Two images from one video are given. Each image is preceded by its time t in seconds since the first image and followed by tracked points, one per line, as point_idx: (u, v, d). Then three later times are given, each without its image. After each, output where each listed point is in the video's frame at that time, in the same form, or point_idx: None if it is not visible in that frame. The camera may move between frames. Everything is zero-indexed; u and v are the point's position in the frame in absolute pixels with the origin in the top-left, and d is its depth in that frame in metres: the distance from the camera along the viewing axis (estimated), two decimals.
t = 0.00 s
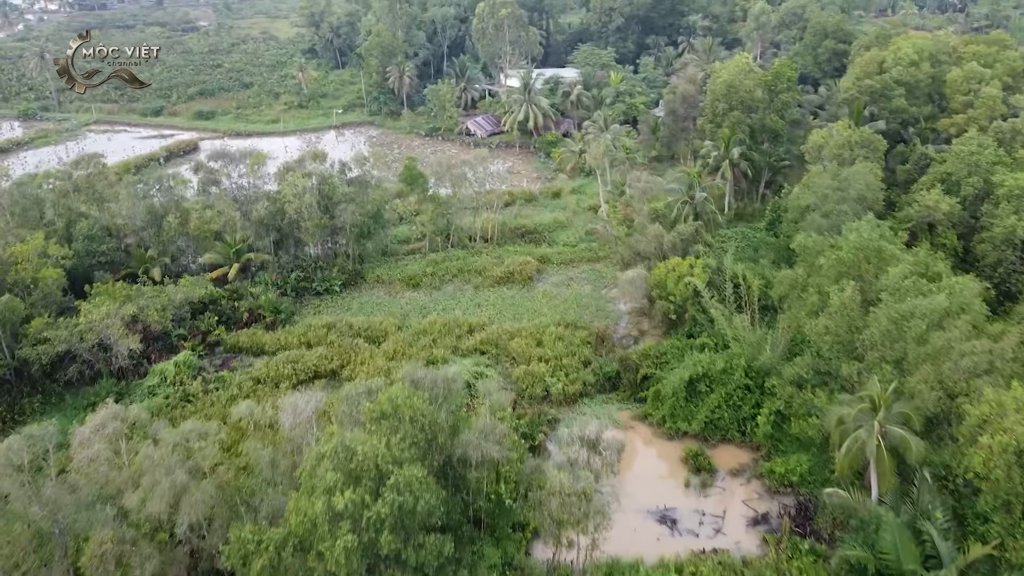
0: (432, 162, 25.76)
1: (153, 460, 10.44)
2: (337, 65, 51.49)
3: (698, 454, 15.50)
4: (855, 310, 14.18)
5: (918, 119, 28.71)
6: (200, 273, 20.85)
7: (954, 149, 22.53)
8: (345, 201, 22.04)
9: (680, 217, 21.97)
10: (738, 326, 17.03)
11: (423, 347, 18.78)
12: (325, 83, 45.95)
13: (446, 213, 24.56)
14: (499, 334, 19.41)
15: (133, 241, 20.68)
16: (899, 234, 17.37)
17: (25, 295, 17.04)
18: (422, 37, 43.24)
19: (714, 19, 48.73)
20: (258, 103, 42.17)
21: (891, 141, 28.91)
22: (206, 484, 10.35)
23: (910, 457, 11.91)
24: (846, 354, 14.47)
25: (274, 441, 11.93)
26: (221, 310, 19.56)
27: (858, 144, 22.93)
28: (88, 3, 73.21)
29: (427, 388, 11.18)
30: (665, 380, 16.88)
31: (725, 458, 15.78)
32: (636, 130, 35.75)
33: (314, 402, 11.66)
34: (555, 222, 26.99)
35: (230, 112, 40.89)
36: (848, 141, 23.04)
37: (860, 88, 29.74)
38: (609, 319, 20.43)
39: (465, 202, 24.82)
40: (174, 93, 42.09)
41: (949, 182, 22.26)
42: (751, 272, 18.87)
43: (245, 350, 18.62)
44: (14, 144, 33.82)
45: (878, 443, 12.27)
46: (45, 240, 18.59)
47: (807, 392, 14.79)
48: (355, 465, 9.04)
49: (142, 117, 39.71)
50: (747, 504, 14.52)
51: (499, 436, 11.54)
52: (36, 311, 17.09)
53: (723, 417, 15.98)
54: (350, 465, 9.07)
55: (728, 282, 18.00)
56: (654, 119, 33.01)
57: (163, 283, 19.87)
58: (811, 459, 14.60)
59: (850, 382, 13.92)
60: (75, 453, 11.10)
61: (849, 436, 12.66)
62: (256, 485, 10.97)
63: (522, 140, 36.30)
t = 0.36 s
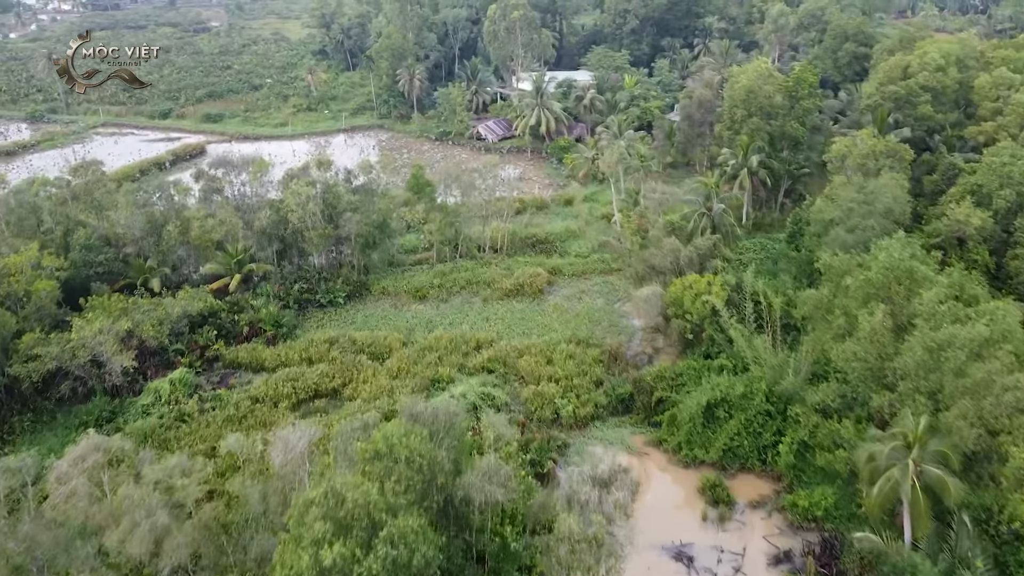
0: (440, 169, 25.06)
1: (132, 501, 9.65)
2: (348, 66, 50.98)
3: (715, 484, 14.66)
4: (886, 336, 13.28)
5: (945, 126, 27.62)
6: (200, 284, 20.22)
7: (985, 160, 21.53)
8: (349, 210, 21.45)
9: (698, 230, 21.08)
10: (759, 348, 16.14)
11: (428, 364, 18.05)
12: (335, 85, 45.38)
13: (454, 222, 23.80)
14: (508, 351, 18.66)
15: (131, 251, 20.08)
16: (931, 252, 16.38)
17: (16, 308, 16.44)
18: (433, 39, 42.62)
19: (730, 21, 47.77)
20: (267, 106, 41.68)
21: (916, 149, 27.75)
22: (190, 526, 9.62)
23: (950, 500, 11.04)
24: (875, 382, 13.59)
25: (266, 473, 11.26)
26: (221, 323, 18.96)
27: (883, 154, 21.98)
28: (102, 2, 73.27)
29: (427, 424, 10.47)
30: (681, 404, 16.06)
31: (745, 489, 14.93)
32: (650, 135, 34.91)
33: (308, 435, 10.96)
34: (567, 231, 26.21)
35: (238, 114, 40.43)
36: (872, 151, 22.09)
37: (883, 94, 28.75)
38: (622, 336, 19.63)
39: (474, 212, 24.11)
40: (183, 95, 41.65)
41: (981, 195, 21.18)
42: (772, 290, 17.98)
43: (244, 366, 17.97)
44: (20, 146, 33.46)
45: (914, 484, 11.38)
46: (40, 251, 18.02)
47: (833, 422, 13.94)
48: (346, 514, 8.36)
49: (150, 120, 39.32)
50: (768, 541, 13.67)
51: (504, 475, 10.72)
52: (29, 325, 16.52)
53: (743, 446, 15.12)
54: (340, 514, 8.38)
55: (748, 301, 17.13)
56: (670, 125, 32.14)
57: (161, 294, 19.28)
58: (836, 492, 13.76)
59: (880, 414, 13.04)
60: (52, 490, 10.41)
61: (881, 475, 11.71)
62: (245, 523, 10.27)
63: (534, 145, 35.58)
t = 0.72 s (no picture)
0: (449, 177, 24.36)
1: (107, 548, 8.95)
2: (358, 68, 50.40)
3: (735, 518, 13.81)
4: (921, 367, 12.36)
5: (973, 133, 26.52)
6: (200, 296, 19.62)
7: (1019, 170, 20.40)
8: (355, 220, 20.79)
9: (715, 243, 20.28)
10: (781, 373, 15.28)
11: (433, 383, 17.30)
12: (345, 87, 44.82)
13: (463, 232, 23.07)
14: (516, 369, 17.88)
15: (130, 261, 19.52)
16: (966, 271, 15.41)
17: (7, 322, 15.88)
18: (444, 41, 41.96)
19: (747, 23, 46.74)
20: (275, 108, 41.17)
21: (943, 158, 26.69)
22: None
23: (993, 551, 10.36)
24: (908, 414, 12.70)
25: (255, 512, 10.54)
26: (220, 337, 18.33)
27: (910, 164, 21.00)
28: (115, 3, 73.28)
29: (425, 464, 9.73)
30: (698, 431, 15.24)
31: (767, 523, 14.09)
32: (665, 141, 34.04)
33: (298, 476, 10.23)
34: (579, 241, 25.40)
35: (247, 117, 39.91)
36: (899, 161, 21.11)
37: (908, 100, 27.72)
38: (636, 354, 18.81)
39: (484, 221, 23.40)
40: (191, 98, 41.23)
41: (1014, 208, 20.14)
42: (795, 309, 17.09)
43: (242, 383, 17.32)
44: (26, 149, 33.08)
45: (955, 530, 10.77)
46: (35, 262, 17.48)
47: (862, 456, 13.08)
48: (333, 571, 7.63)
49: (158, 122, 38.92)
50: None
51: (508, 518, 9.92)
52: (20, 340, 15.93)
53: (766, 478, 14.28)
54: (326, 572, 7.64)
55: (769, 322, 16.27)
56: (685, 131, 31.29)
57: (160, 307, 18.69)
58: (864, 529, 12.90)
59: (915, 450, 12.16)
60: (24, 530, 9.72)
61: (917, 520, 11.25)
62: (233, 565, 9.59)
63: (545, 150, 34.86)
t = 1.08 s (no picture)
0: (456, 184, 23.71)
1: None
2: (368, 70, 49.87)
3: (754, 552, 13.03)
4: (956, 397, 11.54)
5: (1000, 141, 25.54)
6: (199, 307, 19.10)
7: None
8: (359, 230, 20.21)
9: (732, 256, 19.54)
10: (803, 397, 14.48)
11: (438, 401, 16.63)
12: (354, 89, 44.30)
13: (470, 241, 22.40)
14: (525, 388, 17.18)
15: (129, 270, 19.04)
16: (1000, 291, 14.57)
17: None
18: (455, 43, 41.36)
19: (763, 24, 45.81)
20: (284, 110, 40.71)
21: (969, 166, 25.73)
22: None
23: None
24: (940, 445, 11.92)
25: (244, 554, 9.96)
26: (219, 351, 17.81)
27: (937, 175, 20.13)
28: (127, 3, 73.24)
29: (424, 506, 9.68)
30: (715, 457, 14.50)
31: (787, 557, 13.32)
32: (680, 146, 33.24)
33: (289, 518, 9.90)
34: (590, 251, 24.70)
35: (254, 120, 39.45)
36: (925, 171, 20.24)
37: (933, 106, 26.77)
38: (649, 371, 18.07)
39: (492, 230, 22.75)
40: (200, 99, 40.86)
41: None
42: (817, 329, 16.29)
43: (241, 399, 16.76)
44: (31, 151, 32.75)
45: None
46: (29, 273, 17.02)
47: (891, 490, 12.28)
48: None
49: (166, 124, 38.57)
50: None
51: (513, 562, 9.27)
52: (11, 355, 15.47)
53: (787, 509, 13.52)
54: None
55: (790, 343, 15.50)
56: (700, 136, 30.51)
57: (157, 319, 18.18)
58: (893, 566, 12.08)
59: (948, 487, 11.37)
60: None
61: (955, 566, 10.47)
62: None
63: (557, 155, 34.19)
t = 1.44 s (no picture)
0: (464, 193, 22.98)
1: None
2: (379, 72, 49.27)
3: None
4: (999, 435, 10.59)
5: None
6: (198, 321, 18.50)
7: None
8: (363, 241, 19.53)
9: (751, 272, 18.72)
10: (828, 427, 13.64)
11: (442, 424, 15.88)
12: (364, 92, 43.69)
13: (478, 253, 21.67)
14: (534, 409, 16.40)
15: (126, 282, 18.47)
16: None
17: None
18: (466, 46, 40.65)
19: (781, 26, 44.73)
20: (293, 113, 40.17)
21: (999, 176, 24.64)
22: None
23: None
24: (978, 485, 10.95)
25: None
26: (218, 368, 17.20)
27: (969, 187, 19.13)
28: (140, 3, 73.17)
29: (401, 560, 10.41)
30: (734, 490, 13.69)
31: None
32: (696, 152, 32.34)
33: None
34: (603, 262, 23.90)
35: (263, 123, 38.95)
36: (956, 183, 19.25)
37: (961, 113, 25.68)
38: (664, 393, 17.27)
39: (501, 240, 22.01)
40: (208, 102, 40.41)
41: None
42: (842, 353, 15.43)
43: (238, 419, 16.15)
44: (36, 154, 32.35)
45: None
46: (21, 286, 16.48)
47: (924, 533, 11.39)
48: None
49: (173, 127, 38.14)
50: None
51: None
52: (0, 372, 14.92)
53: (810, 547, 12.64)
54: None
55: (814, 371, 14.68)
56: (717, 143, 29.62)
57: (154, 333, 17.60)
58: None
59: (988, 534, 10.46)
60: None
61: None
62: None
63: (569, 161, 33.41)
